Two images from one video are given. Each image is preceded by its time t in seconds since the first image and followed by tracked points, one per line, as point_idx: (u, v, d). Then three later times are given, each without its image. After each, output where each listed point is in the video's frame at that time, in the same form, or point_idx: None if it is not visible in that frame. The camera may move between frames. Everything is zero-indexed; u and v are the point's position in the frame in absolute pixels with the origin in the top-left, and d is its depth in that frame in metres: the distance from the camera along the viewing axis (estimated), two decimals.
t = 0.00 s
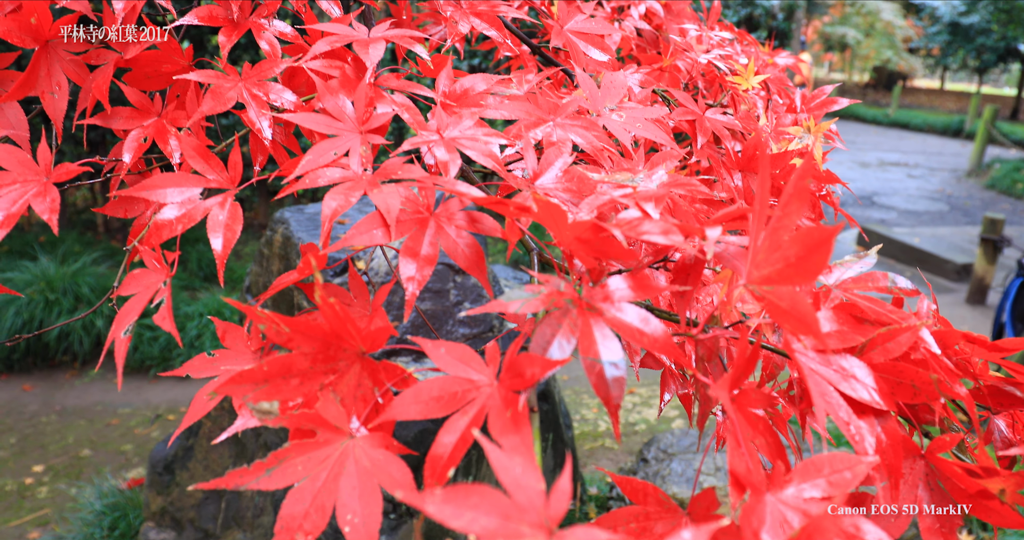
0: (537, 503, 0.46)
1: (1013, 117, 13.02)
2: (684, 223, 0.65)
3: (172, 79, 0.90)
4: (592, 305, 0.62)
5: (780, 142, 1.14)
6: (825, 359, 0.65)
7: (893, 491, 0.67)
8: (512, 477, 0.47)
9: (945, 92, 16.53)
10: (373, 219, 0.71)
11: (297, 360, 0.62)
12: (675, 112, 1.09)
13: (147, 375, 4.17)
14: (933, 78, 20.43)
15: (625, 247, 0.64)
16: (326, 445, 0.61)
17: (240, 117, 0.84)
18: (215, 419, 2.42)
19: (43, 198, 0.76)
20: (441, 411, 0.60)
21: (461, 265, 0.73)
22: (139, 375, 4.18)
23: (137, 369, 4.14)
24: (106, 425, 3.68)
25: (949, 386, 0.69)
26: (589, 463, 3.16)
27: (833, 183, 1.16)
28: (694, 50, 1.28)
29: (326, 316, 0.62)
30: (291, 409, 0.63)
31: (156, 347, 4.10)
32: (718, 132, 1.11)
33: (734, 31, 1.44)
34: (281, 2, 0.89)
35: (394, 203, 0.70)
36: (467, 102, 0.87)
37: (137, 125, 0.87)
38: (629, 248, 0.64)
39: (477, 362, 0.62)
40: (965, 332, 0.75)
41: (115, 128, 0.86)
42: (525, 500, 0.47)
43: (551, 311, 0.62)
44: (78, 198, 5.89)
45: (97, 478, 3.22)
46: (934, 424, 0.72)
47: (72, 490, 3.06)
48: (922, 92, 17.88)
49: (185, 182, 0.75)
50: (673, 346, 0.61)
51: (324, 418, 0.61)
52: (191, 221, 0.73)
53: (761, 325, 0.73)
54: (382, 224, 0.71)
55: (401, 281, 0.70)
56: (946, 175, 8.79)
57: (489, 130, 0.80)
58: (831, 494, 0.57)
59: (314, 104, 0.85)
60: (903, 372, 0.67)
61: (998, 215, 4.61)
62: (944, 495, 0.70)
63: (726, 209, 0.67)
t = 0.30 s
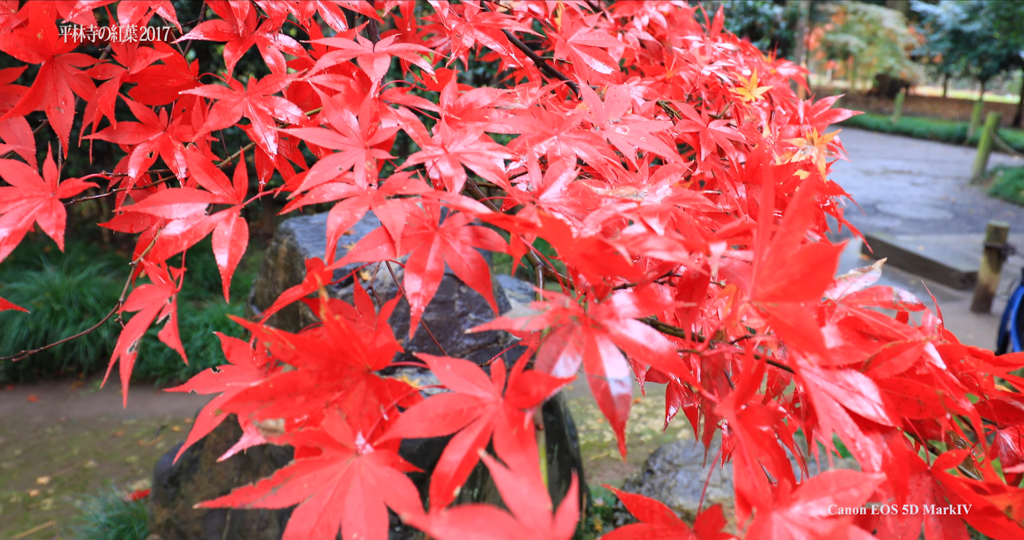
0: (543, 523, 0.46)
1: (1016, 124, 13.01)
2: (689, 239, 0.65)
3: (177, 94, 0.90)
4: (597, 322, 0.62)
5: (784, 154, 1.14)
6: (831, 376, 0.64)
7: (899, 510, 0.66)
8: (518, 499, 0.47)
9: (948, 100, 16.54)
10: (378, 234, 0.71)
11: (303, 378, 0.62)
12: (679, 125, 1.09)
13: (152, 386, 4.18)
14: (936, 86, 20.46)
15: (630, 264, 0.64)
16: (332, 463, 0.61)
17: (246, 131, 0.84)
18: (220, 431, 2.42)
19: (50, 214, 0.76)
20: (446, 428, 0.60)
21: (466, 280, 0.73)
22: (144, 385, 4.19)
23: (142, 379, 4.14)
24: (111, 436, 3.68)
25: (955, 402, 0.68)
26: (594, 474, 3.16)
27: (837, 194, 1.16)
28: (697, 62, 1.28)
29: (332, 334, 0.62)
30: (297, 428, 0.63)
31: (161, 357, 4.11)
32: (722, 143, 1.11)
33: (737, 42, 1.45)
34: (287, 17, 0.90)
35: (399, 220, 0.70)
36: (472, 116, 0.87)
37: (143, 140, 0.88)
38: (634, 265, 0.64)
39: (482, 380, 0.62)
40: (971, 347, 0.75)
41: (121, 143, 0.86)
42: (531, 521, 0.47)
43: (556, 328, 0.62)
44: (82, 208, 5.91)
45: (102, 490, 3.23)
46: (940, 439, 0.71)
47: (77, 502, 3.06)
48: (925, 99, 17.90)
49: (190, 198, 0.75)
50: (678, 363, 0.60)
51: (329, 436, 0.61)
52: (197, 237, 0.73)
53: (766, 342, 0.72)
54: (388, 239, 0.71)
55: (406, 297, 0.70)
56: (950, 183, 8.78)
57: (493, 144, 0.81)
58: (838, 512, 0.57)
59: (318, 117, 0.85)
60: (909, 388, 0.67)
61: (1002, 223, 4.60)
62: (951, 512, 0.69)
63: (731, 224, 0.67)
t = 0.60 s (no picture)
0: None
1: (1017, 130, 13.03)
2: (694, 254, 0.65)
3: (181, 107, 0.90)
4: (602, 339, 0.62)
5: (787, 164, 1.13)
6: (837, 392, 0.64)
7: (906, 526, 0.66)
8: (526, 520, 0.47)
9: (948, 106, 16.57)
10: (382, 249, 0.71)
11: (307, 395, 0.62)
12: (683, 135, 1.09)
13: (155, 393, 4.18)
14: (936, 91, 20.49)
15: (635, 280, 0.64)
16: (337, 480, 0.61)
17: (250, 144, 0.84)
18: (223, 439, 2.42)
19: (54, 228, 0.76)
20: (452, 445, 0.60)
21: (470, 295, 0.72)
22: (146, 392, 4.18)
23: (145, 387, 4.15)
24: (113, 443, 3.68)
25: (961, 417, 0.68)
26: (596, 481, 3.16)
27: (840, 204, 1.16)
28: (700, 72, 1.28)
29: (336, 351, 0.62)
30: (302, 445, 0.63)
31: (163, 365, 4.10)
32: (725, 154, 1.11)
33: (739, 51, 1.45)
34: (290, 31, 0.90)
35: (404, 234, 0.70)
36: (476, 129, 0.87)
37: (146, 154, 0.88)
38: (638, 281, 0.64)
39: (487, 397, 0.62)
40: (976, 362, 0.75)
41: (125, 156, 0.86)
42: None
43: (561, 344, 0.61)
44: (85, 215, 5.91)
45: (104, 498, 3.22)
46: (946, 454, 0.71)
47: (79, 510, 3.05)
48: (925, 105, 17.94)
49: (194, 212, 0.75)
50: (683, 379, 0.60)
51: (334, 453, 0.60)
52: (201, 251, 0.73)
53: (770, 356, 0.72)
54: (392, 254, 0.71)
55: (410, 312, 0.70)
56: (951, 189, 8.78)
57: (497, 158, 0.80)
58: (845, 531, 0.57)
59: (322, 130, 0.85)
60: (915, 403, 0.66)
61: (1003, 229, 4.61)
62: (958, 528, 0.69)
63: (736, 239, 0.67)
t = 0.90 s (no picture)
0: None
1: (1020, 135, 13.03)
2: (697, 268, 0.65)
3: (185, 119, 0.90)
4: (607, 355, 0.61)
5: (790, 174, 1.14)
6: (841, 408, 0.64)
7: None
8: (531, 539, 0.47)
9: (951, 112, 16.58)
10: (386, 263, 0.71)
11: (311, 411, 0.62)
12: (686, 146, 1.09)
13: (160, 401, 4.17)
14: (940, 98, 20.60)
15: (637, 294, 0.64)
16: (341, 496, 0.61)
17: (253, 157, 0.84)
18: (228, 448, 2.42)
19: (57, 242, 0.76)
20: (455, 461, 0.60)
21: (474, 309, 0.72)
22: (150, 399, 4.18)
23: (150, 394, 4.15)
24: (118, 450, 3.68)
25: (967, 432, 0.68)
26: (601, 489, 3.16)
27: (843, 214, 1.16)
28: (701, 81, 1.29)
29: (340, 367, 0.62)
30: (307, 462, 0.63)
31: (167, 372, 4.10)
32: (728, 164, 1.11)
33: (741, 60, 1.45)
34: (294, 43, 0.90)
35: (407, 249, 0.70)
36: (479, 141, 0.87)
37: (150, 166, 0.88)
38: (642, 296, 0.64)
39: (491, 412, 0.62)
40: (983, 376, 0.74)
41: (129, 169, 0.86)
42: None
43: (565, 361, 0.61)
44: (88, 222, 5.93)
45: (108, 505, 3.22)
46: (952, 469, 0.71)
47: (84, 517, 3.05)
48: (927, 109, 17.95)
49: (198, 226, 0.75)
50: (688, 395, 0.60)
51: (337, 468, 0.60)
52: (205, 265, 0.73)
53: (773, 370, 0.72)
54: (396, 268, 0.71)
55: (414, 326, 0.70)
56: (954, 195, 8.78)
57: (501, 171, 0.80)
58: None
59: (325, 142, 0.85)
60: (920, 418, 0.66)
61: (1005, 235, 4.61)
62: None
63: (739, 254, 0.67)
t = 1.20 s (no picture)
0: None
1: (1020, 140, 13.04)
2: (705, 283, 0.64)
3: (189, 131, 0.91)
4: (614, 370, 0.61)
5: (794, 184, 1.13)
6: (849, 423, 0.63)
7: None
8: None
9: (951, 117, 16.59)
10: (391, 276, 0.71)
11: (317, 426, 0.61)
12: (690, 155, 1.09)
13: (160, 408, 4.15)
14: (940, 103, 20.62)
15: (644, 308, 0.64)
16: (347, 512, 0.60)
17: (258, 169, 0.84)
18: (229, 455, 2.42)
19: (62, 254, 0.76)
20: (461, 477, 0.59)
21: (480, 323, 0.72)
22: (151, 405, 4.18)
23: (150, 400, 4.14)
24: (118, 456, 3.68)
25: (976, 446, 0.67)
26: (601, 496, 3.15)
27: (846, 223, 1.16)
28: (704, 90, 1.29)
29: (346, 382, 0.61)
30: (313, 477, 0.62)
31: (168, 378, 4.10)
32: (732, 174, 1.11)
33: (744, 68, 1.45)
34: (299, 55, 0.90)
35: (412, 262, 0.69)
36: (483, 152, 0.87)
37: (154, 178, 0.88)
38: (649, 310, 0.64)
39: (497, 427, 0.62)
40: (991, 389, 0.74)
41: (133, 181, 0.86)
42: None
43: (573, 376, 0.61)
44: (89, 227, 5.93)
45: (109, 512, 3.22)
46: (960, 483, 0.70)
47: (84, 524, 3.05)
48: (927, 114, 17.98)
49: (202, 238, 0.75)
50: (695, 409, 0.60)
51: (342, 483, 0.59)
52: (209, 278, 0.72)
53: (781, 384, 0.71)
54: (401, 281, 0.71)
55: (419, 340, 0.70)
56: (955, 201, 8.79)
57: (506, 183, 0.80)
58: None
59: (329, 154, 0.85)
60: (928, 432, 0.66)
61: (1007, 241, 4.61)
62: None
63: (747, 268, 0.66)
